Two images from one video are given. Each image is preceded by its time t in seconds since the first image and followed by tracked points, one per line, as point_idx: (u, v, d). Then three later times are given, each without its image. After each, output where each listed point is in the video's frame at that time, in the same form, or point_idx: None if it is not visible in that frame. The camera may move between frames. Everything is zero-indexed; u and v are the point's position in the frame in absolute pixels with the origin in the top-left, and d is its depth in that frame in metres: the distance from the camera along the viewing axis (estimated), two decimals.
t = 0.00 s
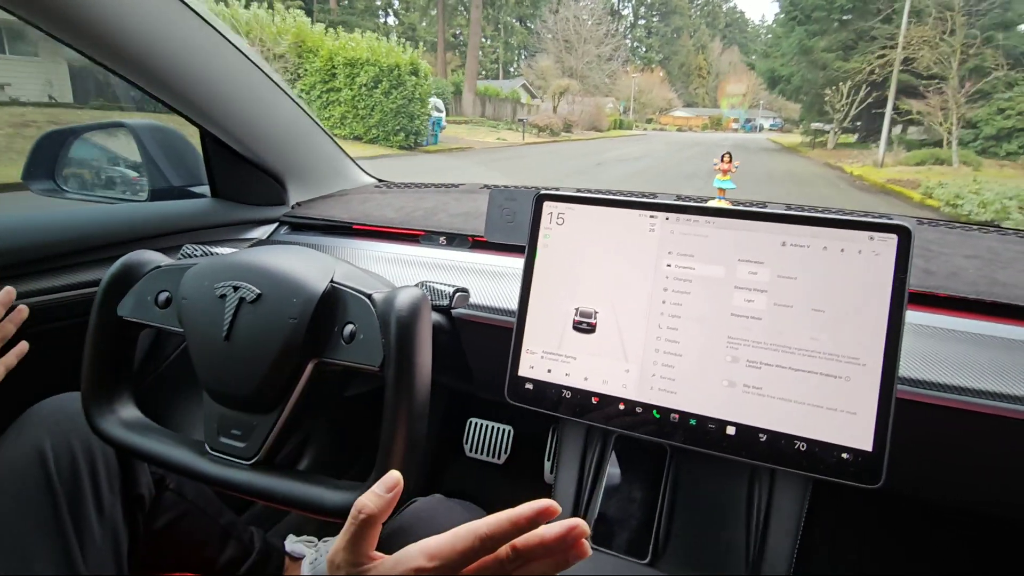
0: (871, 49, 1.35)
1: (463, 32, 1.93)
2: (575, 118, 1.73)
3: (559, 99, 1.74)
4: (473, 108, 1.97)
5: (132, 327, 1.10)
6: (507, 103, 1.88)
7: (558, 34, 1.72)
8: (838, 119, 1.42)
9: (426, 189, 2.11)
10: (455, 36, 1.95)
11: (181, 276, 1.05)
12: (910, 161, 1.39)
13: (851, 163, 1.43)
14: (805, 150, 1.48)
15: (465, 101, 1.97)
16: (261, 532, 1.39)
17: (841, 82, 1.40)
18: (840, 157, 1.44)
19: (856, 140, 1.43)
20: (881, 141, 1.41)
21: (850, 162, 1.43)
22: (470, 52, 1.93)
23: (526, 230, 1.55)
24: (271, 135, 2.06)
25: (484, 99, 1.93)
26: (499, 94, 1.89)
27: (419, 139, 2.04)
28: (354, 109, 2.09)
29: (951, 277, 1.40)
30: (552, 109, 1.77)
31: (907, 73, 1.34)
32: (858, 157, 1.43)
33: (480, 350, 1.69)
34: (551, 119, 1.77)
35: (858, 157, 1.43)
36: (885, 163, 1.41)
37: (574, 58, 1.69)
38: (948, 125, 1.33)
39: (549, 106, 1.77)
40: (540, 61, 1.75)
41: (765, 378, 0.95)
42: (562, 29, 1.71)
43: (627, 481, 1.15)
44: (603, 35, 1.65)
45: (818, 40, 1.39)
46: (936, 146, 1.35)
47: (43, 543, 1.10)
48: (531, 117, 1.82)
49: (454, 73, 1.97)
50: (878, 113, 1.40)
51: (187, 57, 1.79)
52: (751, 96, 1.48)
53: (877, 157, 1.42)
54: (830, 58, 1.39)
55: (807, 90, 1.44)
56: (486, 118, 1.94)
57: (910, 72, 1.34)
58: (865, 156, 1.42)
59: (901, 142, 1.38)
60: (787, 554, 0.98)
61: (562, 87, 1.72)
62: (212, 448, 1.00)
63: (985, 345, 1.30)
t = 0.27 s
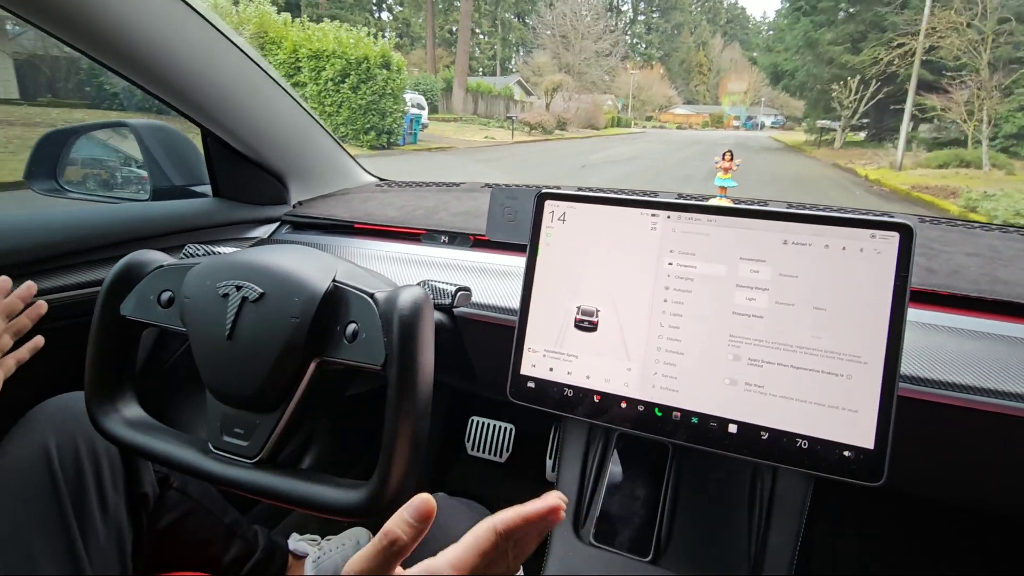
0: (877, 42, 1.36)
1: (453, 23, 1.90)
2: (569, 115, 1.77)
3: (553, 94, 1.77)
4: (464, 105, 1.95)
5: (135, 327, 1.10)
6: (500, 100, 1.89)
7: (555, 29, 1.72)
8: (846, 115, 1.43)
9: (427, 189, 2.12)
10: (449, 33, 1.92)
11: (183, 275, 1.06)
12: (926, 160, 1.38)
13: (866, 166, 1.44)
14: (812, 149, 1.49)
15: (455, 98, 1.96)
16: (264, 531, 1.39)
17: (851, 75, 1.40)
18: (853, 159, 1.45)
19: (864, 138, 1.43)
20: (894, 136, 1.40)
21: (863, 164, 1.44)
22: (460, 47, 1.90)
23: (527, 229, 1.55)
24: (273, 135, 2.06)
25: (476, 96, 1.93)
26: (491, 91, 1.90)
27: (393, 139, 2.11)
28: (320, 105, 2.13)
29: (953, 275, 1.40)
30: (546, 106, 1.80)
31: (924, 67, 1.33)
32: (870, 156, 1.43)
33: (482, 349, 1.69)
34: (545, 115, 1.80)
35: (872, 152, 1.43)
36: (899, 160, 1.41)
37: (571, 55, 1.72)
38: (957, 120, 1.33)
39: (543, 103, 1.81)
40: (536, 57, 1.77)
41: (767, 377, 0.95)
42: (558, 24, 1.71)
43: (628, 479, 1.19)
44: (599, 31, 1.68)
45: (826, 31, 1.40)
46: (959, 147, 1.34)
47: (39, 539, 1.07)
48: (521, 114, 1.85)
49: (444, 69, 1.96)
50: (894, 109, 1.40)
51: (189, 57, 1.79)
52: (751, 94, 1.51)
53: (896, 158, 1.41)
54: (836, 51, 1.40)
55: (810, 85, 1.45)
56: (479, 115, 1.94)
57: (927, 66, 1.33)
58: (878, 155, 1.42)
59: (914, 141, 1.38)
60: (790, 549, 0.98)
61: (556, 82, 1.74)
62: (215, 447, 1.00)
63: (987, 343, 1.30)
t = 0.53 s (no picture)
0: (884, 36, 1.34)
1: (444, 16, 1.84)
2: (563, 113, 1.77)
3: (545, 92, 1.78)
4: (454, 102, 1.95)
5: (134, 325, 1.10)
6: (493, 96, 1.91)
7: (553, 24, 1.71)
8: (854, 112, 1.42)
9: (428, 187, 2.11)
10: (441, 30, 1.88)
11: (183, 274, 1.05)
12: (942, 158, 1.36)
13: (880, 169, 1.42)
14: (818, 148, 1.50)
15: (446, 94, 1.95)
16: (265, 529, 1.39)
17: (860, 69, 1.39)
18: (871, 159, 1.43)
19: (871, 137, 1.43)
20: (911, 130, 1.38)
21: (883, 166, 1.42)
22: (450, 42, 1.86)
23: (528, 227, 1.55)
24: (273, 134, 2.06)
25: (468, 93, 1.93)
26: (484, 87, 1.91)
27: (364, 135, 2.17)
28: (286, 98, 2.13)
29: (955, 273, 1.40)
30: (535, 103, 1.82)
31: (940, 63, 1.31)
32: (885, 155, 1.41)
33: (483, 348, 1.68)
34: (535, 113, 1.82)
35: (876, 150, 1.42)
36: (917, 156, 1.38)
37: (569, 50, 1.71)
38: (976, 117, 1.30)
39: (535, 100, 1.81)
40: (533, 53, 1.76)
41: (769, 375, 0.94)
42: (554, 19, 1.71)
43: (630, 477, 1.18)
44: (597, 27, 1.68)
45: (832, 23, 1.39)
46: (989, 146, 1.31)
47: (40, 537, 1.08)
48: (508, 112, 1.88)
49: (433, 66, 1.92)
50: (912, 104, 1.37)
51: (190, 56, 1.79)
52: (753, 91, 1.53)
53: (917, 161, 1.38)
54: (844, 44, 1.38)
55: (815, 79, 1.44)
56: (470, 112, 1.96)
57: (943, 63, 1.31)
58: (893, 154, 1.40)
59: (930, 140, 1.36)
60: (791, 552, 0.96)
61: (547, 77, 1.74)
62: (215, 446, 1.00)
63: (990, 341, 1.29)
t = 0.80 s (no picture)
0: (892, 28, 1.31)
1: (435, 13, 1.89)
2: (558, 110, 1.77)
3: (539, 88, 1.77)
4: (445, 99, 1.92)
5: (139, 326, 1.10)
6: (487, 93, 1.87)
7: (550, 18, 1.67)
8: (863, 109, 1.40)
9: (430, 187, 2.12)
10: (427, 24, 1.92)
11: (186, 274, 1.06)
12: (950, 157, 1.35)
13: (899, 171, 1.41)
14: (826, 148, 1.49)
15: (437, 92, 1.92)
16: (267, 528, 1.39)
17: (869, 64, 1.36)
18: (890, 161, 1.41)
19: (880, 135, 1.42)
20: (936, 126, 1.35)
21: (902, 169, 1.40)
22: (443, 38, 1.89)
23: (531, 227, 1.55)
24: (275, 135, 2.06)
25: (462, 90, 1.90)
26: (477, 84, 1.87)
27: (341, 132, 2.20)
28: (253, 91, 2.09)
29: (958, 273, 1.39)
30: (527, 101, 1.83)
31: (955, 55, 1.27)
32: (903, 155, 1.40)
33: (485, 348, 1.69)
34: (529, 111, 1.82)
35: (885, 149, 1.42)
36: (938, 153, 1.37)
37: (567, 46, 1.68)
38: (984, 111, 1.29)
39: (529, 97, 1.82)
40: (530, 49, 1.73)
41: (772, 375, 0.94)
42: (550, 15, 1.67)
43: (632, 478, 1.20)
44: (596, 23, 1.66)
45: (841, 14, 1.36)
46: (1017, 146, 1.28)
47: (44, 539, 1.07)
48: (499, 110, 1.86)
49: (424, 62, 1.92)
50: (922, 99, 1.34)
51: (191, 56, 1.80)
52: (755, 88, 1.53)
53: (941, 164, 1.37)
54: (853, 36, 1.36)
55: (821, 74, 1.42)
56: (462, 110, 1.92)
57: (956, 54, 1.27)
58: (910, 157, 1.39)
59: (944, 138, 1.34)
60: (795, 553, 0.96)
61: (541, 73, 1.73)
62: (218, 447, 1.00)
63: (993, 341, 1.29)
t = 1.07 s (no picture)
0: (901, 21, 1.30)
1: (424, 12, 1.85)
2: (553, 109, 1.78)
3: (533, 85, 1.79)
4: (436, 97, 1.96)
5: (141, 328, 1.10)
6: (481, 91, 1.92)
7: (547, 14, 1.70)
8: (871, 107, 1.39)
9: (432, 187, 2.12)
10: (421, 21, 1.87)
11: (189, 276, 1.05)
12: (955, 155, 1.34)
13: (917, 176, 1.38)
14: (832, 148, 1.47)
15: (428, 91, 1.96)
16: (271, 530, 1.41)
17: (878, 59, 1.35)
18: (907, 164, 1.39)
19: (886, 134, 1.40)
20: (953, 124, 1.32)
21: (917, 172, 1.39)
22: (433, 34, 1.87)
23: (534, 226, 1.55)
24: (277, 135, 2.06)
25: (455, 88, 1.95)
26: (471, 82, 1.91)
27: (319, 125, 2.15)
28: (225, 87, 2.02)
29: (962, 272, 1.39)
30: (520, 99, 1.85)
31: (967, 51, 1.27)
32: (921, 156, 1.37)
33: (488, 348, 1.68)
34: (522, 110, 1.85)
35: (893, 148, 1.40)
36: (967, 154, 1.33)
37: (563, 43, 1.70)
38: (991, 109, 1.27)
39: (523, 95, 1.84)
40: (528, 46, 1.76)
41: (778, 375, 0.94)
42: (549, 11, 1.70)
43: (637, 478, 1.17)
44: (587, 17, 1.68)
45: (848, 7, 1.35)
46: None
47: (48, 539, 1.07)
48: (488, 109, 1.91)
49: (414, 60, 1.92)
50: (928, 97, 1.34)
51: (194, 57, 1.79)
52: (757, 87, 1.52)
53: (966, 169, 1.33)
54: (861, 31, 1.34)
55: (826, 70, 1.41)
56: (453, 108, 1.97)
57: (969, 50, 1.27)
58: (930, 160, 1.36)
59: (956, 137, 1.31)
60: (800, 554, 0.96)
61: (535, 70, 1.75)
62: (222, 448, 1.00)
63: (997, 340, 1.29)
